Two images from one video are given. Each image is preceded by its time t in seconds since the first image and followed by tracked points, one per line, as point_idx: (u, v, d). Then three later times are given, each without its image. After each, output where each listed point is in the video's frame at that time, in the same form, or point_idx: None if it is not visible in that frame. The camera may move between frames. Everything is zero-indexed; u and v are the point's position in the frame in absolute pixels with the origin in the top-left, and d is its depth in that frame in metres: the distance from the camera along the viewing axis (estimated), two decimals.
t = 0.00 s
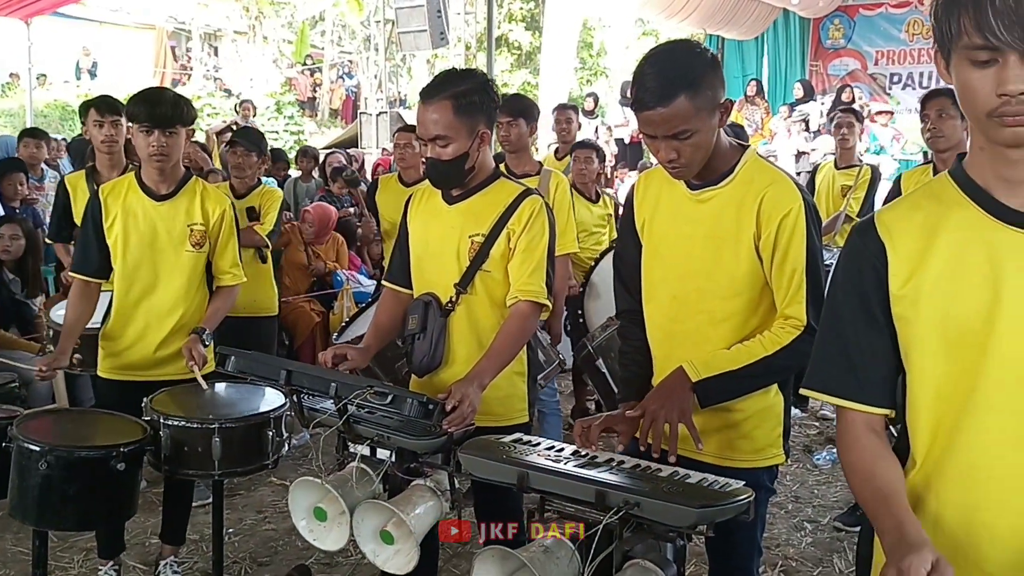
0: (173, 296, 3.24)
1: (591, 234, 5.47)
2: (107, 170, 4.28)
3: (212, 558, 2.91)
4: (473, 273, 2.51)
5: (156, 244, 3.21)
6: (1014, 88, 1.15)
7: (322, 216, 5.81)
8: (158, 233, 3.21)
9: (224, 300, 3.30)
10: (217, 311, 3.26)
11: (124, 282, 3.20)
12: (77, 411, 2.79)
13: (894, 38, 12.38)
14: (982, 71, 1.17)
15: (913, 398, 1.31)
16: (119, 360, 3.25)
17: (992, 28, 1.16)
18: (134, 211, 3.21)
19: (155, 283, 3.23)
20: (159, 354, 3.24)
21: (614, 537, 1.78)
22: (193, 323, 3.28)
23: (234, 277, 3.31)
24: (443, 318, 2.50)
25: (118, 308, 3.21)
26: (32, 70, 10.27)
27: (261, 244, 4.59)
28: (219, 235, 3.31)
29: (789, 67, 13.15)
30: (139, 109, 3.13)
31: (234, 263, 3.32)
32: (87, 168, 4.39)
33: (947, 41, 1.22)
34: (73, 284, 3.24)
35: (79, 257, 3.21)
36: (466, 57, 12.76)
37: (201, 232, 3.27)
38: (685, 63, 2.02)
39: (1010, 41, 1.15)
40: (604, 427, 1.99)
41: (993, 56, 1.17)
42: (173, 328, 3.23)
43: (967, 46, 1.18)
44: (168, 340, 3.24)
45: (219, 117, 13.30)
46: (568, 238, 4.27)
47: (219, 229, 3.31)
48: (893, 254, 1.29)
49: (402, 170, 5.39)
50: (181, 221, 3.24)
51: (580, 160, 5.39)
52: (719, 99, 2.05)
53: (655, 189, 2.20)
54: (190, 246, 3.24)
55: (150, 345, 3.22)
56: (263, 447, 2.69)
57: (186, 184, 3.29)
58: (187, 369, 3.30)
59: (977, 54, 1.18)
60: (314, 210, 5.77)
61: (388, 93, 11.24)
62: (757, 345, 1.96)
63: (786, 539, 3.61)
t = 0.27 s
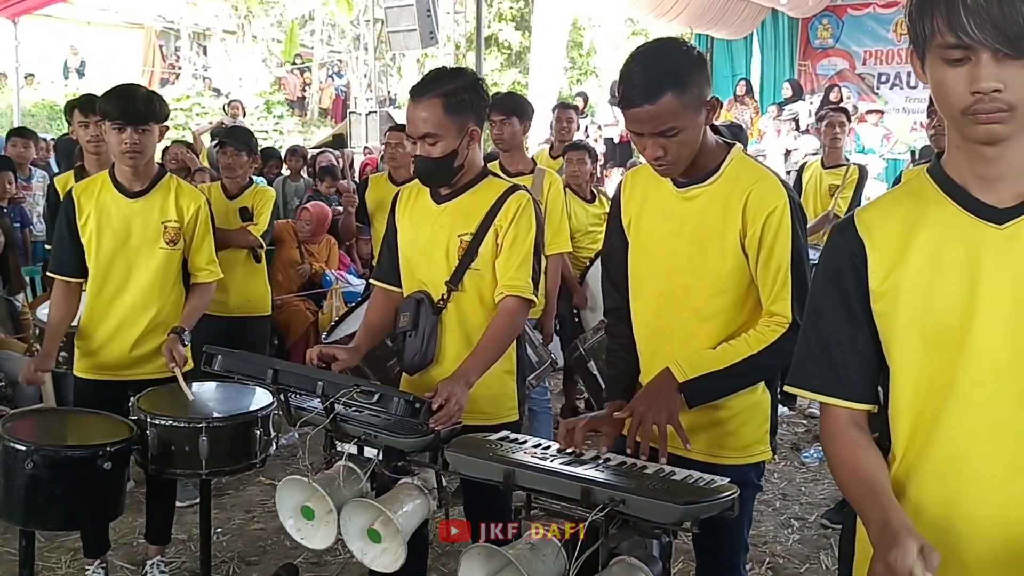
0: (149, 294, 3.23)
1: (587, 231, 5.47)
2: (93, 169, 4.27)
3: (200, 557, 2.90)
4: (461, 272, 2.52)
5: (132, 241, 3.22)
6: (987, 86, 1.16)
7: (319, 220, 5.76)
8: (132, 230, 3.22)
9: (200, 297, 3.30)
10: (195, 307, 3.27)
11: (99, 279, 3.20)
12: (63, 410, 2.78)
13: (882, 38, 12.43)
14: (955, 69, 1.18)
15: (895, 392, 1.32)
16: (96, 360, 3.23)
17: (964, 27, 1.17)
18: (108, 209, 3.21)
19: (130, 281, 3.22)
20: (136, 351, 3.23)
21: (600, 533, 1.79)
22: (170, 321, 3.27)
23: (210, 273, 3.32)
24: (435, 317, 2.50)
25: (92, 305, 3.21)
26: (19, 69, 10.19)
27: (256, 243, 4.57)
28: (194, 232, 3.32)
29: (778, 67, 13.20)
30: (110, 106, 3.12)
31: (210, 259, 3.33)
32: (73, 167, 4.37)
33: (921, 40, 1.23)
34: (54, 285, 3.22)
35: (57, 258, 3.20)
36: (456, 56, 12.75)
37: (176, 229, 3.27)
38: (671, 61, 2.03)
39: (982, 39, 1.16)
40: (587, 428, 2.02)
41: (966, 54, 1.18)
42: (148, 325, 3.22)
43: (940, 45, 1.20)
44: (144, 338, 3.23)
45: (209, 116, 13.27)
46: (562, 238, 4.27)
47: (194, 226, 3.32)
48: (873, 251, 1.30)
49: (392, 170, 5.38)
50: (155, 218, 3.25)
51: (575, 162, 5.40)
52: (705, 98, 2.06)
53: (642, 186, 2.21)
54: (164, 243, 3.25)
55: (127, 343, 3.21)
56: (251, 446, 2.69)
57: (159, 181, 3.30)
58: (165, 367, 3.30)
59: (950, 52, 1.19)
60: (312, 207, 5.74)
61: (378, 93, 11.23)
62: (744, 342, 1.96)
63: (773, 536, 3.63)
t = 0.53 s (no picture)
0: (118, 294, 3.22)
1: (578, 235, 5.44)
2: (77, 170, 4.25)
3: (186, 557, 2.90)
4: (449, 272, 2.53)
5: (99, 241, 3.20)
6: (963, 87, 1.18)
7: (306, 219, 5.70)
8: (99, 230, 3.19)
9: (172, 296, 3.28)
10: (166, 308, 3.25)
11: (67, 278, 3.20)
12: (48, 412, 2.77)
13: (868, 39, 12.50)
14: (932, 71, 1.20)
15: (874, 390, 1.34)
16: (69, 360, 3.23)
17: (939, 30, 1.19)
18: (75, 209, 3.19)
19: (99, 281, 3.22)
20: (107, 352, 3.22)
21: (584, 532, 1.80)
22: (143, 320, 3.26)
23: (180, 272, 3.28)
24: (422, 317, 2.51)
25: (61, 306, 3.21)
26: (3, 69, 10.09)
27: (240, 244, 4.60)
28: (163, 231, 3.27)
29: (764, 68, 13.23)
30: (72, 105, 3.08)
31: (179, 258, 3.28)
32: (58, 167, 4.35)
33: (896, 44, 1.25)
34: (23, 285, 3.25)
35: (24, 257, 3.22)
36: (444, 56, 12.75)
37: (144, 228, 3.23)
38: (656, 62, 2.03)
39: (956, 42, 1.18)
40: (573, 420, 2.06)
41: (941, 57, 1.20)
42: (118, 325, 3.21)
43: (916, 47, 1.21)
44: (114, 338, 3.22)
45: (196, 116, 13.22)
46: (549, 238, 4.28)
47: (163, 224, 3.27)
48: (853, 250, 1.32)
49: (379, 170, 5.38)
50: (122, 217, 3.21)
51: (575, 162, 5.44)
52: (689, 99, 2.07)
53: (627, 186, 2.21)
54: (132, 243, 3.21)
55: (98, 343, 3.21)
56: (237, 446, 2.69)
57: (127, 179, 3.26)
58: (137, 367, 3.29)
59: (925, 55, 1.21)
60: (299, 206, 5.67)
61: (366, 93, 11.23)
62: (726, 341, 1.98)
63: (759, 534, 3.65)
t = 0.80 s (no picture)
0: (90, 296, 3.22)
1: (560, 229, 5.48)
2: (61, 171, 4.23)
3: (172, 558, 2.91)
4: (435, 273, 2.54)
5: (69, 243, 3.18)
6: (942, 91, 1.20)
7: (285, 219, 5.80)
8: (69, 232, 3.18)
9: (144, 297, 3.30)
10: (139, 309, 3.27)
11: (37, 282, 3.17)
12: (33, 413, 2.77)
13: (852, 39, 12.57)
14: (913, 75, 1.22)
15: (854, 389, 1.36)
16: (44, 362, 3.23)
17: (919, 35, 1.21)
18: (43, 211, 3.17)
19: (71, 283, 3.21)
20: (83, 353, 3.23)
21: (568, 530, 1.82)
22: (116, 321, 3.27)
23: (150, 272, 3.29)
24: (406, 317, 2.52)
25: (32, 309, 3.18)
26: None
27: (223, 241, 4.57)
28: (133, 231, 3.28)
29: (749, 67, 13.30)
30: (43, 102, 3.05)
31: (149, 258, 3.29)
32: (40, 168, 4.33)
33: (878, 48, 1.27)
34: None
35: None
36: (430, 55, 12.74)
37: (114, 229, 3.23)
38: (639, 64, 2.05)
39: (935, 46, 1.20)
40: (569, 421, 2.07)
41: (922, 61, 1.22)
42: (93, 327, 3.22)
43: (897, 52, 1.23)
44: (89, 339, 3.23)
45: (181, 116, 13.17)
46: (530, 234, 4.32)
47: (132, 224, 3.27)
48: (835, 251, 1.34)
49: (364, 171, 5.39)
50: (92, 219, 3.21)
51: (567, 157, 5.45)
52: (672, 101, 2.08)
53: (611, 187, 2.23)
54: (103, 244, 3.22)
55: (73, 345, 3.22)
56: (222, 446, 2.69)
57: (95, 179, 3.24)
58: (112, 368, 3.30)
59: (906, 59, 1.23)
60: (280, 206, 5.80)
61: (352, 92, 11.22)
62: (712, 339, 2.00)
63: (742, 532, 3.68)
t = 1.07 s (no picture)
0: (63, 296, 3.20)
1: (535, 231, 5.52)
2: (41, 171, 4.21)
3: (154, 558, 2.90)
4: (416, 274, 2.55)
5: (39, 244, 3.17)
6: (923, 96, 1.23)
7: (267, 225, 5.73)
8: (40, 233, 3.16)
9: (116, 296, 3.31)
10: (112, 309, 3.27)
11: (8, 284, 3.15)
12: (14, 415, 2.76)
13: (833, 40, 12.66)
14: (894, 80, 1.25)
15: (832, 386, 1.38)
16: (18, 366, 3.20)
17: (900, 41, 1.24)
18: (13, 213, 3.15)
19: (43, 285, 3.19)
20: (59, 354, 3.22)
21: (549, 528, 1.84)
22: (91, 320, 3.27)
23: (122, 271, 3.29)
24: (388, 318, 2.53)
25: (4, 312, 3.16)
26: None
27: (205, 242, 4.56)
28: (104, 230, 3.27)
29: (732, 67, 13.38)
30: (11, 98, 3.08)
31: (121, 257, 3.28)
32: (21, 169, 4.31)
33: (861, 53, 1.30)
34: None
35: None
36: (413, 55, 12.73)
37: (85, 229, 3.22)
38: (621, 67, 2.06)
39: (916, 52, 1.23)
40: (552, 424, 2.09)
41: (903, 67, 1.24)
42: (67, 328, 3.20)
43: (879, 57, 1.26)
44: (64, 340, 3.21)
45: (163, 116, 13.11)
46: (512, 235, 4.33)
47: (103, 224, 3.26)
48: (816, 251, 1.36)
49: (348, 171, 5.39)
50: (62, 220, 3.19)
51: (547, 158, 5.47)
52: (653, 103, 2.10)
53: (592, 188, 2.24)
54: (74, 244, 3.20)
55: (47, 347, 3.20)
56: (205, 447, 2.69)
57: (64, 180, 3.23)
58: (88, 368, 3.28)
59: (888, 65, 1.25)
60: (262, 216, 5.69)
61: (335, 92, 11.20)
62: (698, 336, 2.01)
63: (724, 530, 3.71)
